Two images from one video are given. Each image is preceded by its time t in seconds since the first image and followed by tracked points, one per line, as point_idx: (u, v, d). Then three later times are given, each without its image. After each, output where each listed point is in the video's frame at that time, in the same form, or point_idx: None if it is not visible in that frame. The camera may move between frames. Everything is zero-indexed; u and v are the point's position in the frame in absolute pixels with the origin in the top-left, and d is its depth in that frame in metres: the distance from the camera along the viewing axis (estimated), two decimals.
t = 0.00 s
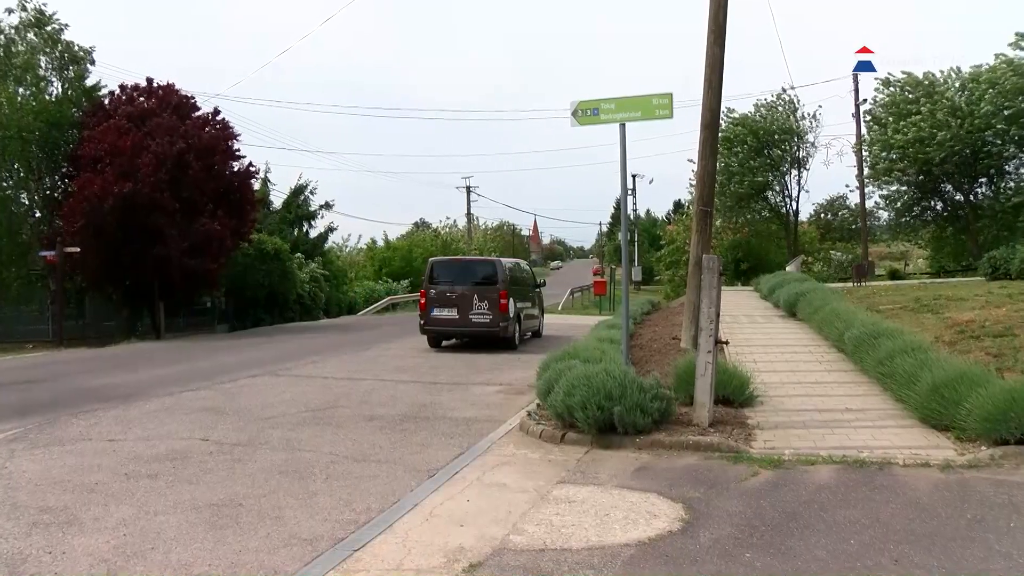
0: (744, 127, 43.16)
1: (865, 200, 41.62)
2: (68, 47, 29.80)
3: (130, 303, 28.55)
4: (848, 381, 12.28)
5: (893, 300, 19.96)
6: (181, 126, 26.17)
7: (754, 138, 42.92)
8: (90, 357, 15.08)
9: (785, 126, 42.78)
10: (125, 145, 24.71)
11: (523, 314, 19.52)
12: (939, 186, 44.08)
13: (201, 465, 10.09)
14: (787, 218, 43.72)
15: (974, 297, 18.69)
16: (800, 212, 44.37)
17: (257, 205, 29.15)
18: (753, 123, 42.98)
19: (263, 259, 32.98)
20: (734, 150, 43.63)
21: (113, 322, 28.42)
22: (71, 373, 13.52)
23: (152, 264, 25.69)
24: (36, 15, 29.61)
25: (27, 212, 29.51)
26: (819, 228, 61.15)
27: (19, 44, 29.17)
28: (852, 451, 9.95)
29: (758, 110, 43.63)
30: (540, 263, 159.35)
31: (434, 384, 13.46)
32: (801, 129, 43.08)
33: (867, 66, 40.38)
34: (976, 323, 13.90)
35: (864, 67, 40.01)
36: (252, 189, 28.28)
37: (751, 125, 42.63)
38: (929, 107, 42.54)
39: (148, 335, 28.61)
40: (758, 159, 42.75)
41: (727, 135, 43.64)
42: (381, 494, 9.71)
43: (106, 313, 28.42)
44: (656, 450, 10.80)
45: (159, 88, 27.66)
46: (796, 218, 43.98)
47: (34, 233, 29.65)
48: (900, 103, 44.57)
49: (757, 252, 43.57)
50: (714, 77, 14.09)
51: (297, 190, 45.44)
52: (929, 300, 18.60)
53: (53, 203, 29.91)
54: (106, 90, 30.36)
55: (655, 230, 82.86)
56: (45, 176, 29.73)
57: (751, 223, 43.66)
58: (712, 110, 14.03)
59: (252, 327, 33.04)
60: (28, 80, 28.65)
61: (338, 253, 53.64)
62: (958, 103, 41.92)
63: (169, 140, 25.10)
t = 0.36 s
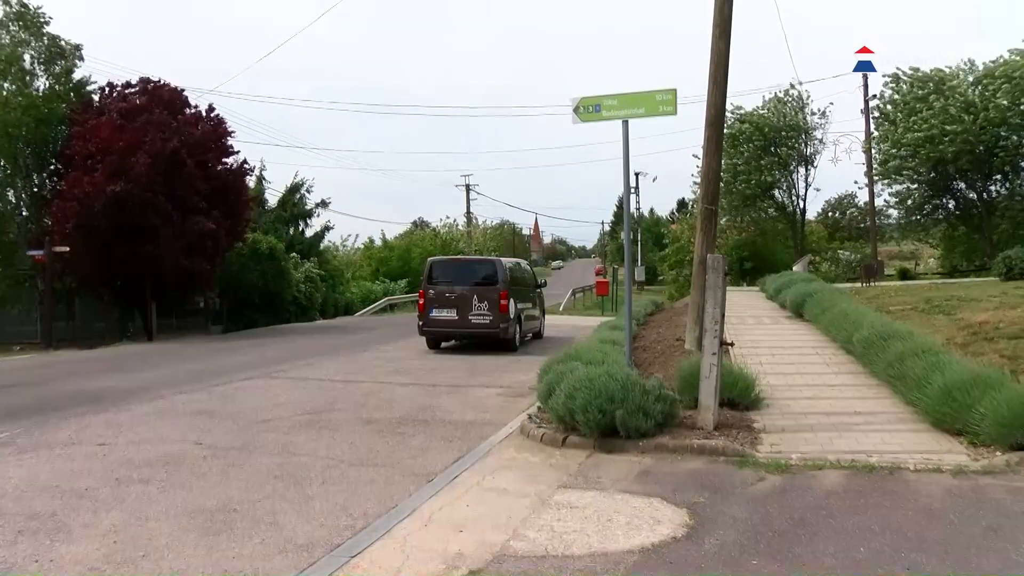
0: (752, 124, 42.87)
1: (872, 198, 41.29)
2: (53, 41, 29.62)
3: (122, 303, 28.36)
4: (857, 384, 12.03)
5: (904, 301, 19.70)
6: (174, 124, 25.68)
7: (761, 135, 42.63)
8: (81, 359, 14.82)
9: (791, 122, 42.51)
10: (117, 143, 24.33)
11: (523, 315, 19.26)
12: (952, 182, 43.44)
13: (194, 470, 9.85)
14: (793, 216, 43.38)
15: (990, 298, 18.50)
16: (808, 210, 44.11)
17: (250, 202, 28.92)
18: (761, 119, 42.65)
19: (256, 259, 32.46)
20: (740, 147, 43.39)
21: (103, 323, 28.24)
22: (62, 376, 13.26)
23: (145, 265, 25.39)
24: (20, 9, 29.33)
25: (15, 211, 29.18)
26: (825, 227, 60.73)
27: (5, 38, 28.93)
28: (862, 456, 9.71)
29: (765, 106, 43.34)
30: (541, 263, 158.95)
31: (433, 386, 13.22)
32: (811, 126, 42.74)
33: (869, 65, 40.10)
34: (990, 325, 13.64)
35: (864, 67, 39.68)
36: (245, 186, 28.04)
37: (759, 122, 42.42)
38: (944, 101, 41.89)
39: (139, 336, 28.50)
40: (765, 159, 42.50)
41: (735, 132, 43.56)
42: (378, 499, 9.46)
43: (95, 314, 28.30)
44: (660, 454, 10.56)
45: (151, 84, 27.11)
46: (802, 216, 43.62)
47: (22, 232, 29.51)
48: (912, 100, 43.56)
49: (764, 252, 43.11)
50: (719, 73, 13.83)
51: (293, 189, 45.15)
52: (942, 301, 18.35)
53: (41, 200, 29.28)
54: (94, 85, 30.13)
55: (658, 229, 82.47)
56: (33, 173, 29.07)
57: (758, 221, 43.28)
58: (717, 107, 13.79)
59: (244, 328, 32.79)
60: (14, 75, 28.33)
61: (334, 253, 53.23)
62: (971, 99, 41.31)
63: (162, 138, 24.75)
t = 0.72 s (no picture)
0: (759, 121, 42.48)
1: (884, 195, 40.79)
2: (37, 34, 29.30)
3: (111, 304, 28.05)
4: (867, 387, 11.76)
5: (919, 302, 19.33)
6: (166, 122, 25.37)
7: (768, 132, 42.13)
8: (69, 362, 14.52)
9: (799, 119, 42.11)
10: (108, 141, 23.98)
11: (524, 316, 18.99)
12: (967, 180, 42.82)
13: (186, 476, 9.56)
14: (803, 215, 42.79)
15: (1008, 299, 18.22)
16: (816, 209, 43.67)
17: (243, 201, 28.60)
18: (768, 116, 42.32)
19: (249, 259, 32.24)
20: (746, 144, 42.96)
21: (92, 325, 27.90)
22: (49, 380, 12.96)
23: (136, 265, 25.06)
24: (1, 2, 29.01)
25: None
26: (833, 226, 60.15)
27: None
28: (873, 461, 9.42)
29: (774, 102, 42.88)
30: (543, 263, 158.52)
31: (432, 389, 12.93)
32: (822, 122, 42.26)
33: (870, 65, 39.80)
34: (1006, 326, 13.35)
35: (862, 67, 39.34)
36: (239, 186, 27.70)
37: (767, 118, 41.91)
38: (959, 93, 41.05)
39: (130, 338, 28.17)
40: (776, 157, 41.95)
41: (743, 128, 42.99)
42: (375, 505, 9.18)
43: (83, 317, 27.92)
44: (665, 460, 10.28)
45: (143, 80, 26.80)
46: (812, 215, 43.04)
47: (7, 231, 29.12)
48: (925, 92, 42.67)
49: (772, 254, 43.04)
50: (725, 67, 13.57)
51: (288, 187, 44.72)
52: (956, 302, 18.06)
53: (27, 199, 29.03)
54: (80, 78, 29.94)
55: (662, 229, 82.09)
56: (20, 169, 28.87)
57: (766, 220, 42.80)
58: (723, 102, 13.51)
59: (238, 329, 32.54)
60: None
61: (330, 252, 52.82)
62: (988, 92, 40.21)
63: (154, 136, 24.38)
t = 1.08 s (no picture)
0: (767, 117, 41.87)
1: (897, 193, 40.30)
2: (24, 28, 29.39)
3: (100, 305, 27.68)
4: (880, 391, 11.44)
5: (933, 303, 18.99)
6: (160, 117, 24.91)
7: (778, 129, 41.36)
8: (59, 365, 14.23)
9: (811, 114, 41.10)
10: (98, 136, 23.63)
11: (527, 317, 18.69)
12: (985, 175, 38.47)
13: (178, 482, 9.27)
14: (813, 213, 42.31)
15: None
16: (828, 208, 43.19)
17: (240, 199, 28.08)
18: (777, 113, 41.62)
19: (244, 259, 31.69)
20: (754, 142, 42.26)
21: (80, 326, 27.84)
22: (37, 383, 12.67)
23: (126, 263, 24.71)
24: None
25: None
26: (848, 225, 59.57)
27: None
28: (887, 468, 9.11)
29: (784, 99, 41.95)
30: (546, 262, 158.04)
31: (432, 393, 12.63)
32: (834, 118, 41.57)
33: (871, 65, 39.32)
34: None
35: (864, 66, 38.88)
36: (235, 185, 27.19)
37: (776, 113, 41.24)
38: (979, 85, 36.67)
39: (118, 340, 27.76)
40: (785, 151, 41.28)
41: (751, 125, 42.38)
42: (373, 512, 8.88)
43: (71, 317, 27.89)
44: (671, 465, 9.98)
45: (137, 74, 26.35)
46: (823, 214, 42.39)
47: None
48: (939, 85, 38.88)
49: (782, 253, 43.17)
50: (734, 62, 13.26)
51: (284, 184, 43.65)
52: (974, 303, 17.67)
53: (12, 196, 28.64)
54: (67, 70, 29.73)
55: (669, 227, 81.57)
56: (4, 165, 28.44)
57: (775, 218, 42.56)
58: (731, 97, 13.21)
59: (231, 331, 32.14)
60: None
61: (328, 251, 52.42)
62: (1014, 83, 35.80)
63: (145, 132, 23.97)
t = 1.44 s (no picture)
0: (778, 110, 40.55)
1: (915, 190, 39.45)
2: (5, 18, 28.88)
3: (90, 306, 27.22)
4: (897, 395, 11.09)
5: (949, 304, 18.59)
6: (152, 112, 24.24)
7: (790, 121, 39.94)
8: (47, 369, 13.88)
9: (824, 108, 39.82)
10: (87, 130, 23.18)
11: (531, 318, 18.34)
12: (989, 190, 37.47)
13: (169, 489, 8.94)
14: (827, 211, 41.10)
15: None
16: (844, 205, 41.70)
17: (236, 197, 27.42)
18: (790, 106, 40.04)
19: (240, 257, 31.08)
20: (766, 136, 40.64)
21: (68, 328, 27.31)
22: (24, 387, 12.32)
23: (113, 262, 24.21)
24: None
25: None
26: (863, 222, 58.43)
27: None
28: (905, 475, 8.77)
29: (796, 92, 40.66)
30: (550, 262, 157.39)
31: (432, 396, 12.28)
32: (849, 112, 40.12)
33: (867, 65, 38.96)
34: None
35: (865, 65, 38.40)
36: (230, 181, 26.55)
37: (787, 106, 39.88)
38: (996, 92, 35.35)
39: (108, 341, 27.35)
40: (796, 142, 39.72)
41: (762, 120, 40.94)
42: (371, 519, 8.55)
43: (58, 317, 27.23)
44: (679, 471, 9.64)
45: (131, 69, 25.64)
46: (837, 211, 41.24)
47: None
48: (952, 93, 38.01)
49: (793, 250, 41.82)
50: (744, 54, 12.94)
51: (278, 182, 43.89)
52: (993, 304, 17.30)
53: None
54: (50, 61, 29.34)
55: (677, 225, 80.97)
56: None
57: (786, 215, 41.32)
58: (742, 90, 12.87)
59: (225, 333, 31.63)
60: None
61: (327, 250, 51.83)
62: None
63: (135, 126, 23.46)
